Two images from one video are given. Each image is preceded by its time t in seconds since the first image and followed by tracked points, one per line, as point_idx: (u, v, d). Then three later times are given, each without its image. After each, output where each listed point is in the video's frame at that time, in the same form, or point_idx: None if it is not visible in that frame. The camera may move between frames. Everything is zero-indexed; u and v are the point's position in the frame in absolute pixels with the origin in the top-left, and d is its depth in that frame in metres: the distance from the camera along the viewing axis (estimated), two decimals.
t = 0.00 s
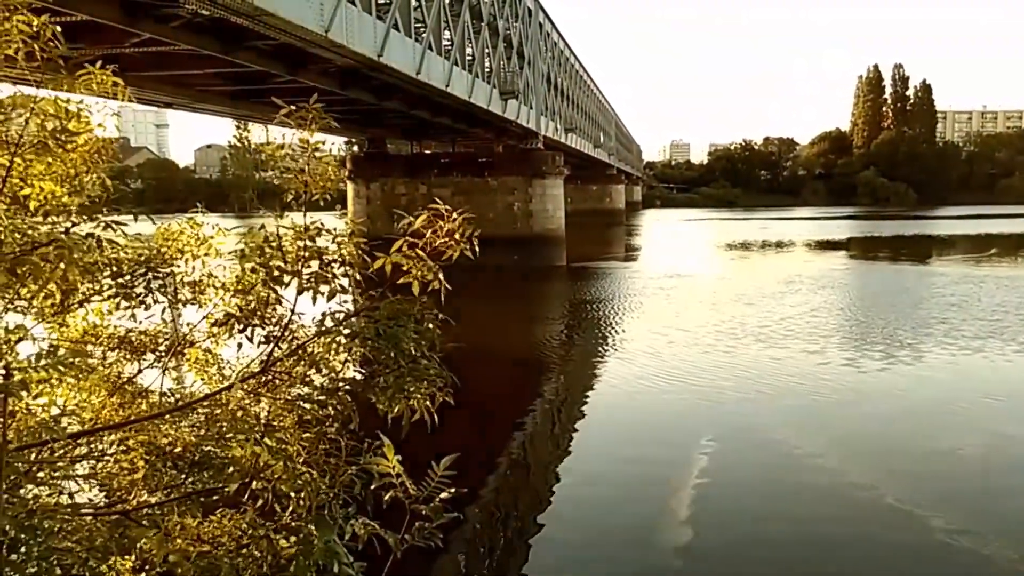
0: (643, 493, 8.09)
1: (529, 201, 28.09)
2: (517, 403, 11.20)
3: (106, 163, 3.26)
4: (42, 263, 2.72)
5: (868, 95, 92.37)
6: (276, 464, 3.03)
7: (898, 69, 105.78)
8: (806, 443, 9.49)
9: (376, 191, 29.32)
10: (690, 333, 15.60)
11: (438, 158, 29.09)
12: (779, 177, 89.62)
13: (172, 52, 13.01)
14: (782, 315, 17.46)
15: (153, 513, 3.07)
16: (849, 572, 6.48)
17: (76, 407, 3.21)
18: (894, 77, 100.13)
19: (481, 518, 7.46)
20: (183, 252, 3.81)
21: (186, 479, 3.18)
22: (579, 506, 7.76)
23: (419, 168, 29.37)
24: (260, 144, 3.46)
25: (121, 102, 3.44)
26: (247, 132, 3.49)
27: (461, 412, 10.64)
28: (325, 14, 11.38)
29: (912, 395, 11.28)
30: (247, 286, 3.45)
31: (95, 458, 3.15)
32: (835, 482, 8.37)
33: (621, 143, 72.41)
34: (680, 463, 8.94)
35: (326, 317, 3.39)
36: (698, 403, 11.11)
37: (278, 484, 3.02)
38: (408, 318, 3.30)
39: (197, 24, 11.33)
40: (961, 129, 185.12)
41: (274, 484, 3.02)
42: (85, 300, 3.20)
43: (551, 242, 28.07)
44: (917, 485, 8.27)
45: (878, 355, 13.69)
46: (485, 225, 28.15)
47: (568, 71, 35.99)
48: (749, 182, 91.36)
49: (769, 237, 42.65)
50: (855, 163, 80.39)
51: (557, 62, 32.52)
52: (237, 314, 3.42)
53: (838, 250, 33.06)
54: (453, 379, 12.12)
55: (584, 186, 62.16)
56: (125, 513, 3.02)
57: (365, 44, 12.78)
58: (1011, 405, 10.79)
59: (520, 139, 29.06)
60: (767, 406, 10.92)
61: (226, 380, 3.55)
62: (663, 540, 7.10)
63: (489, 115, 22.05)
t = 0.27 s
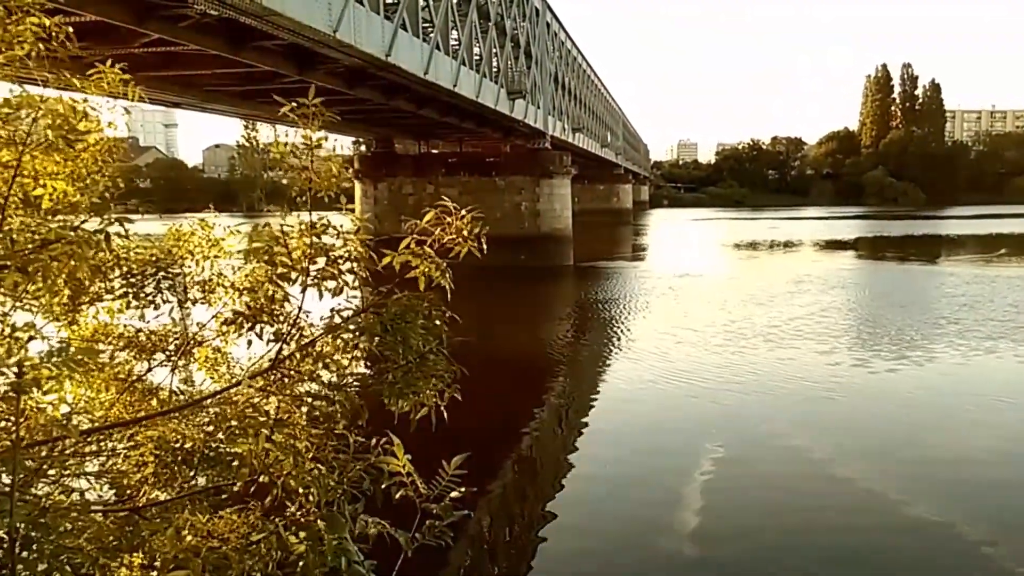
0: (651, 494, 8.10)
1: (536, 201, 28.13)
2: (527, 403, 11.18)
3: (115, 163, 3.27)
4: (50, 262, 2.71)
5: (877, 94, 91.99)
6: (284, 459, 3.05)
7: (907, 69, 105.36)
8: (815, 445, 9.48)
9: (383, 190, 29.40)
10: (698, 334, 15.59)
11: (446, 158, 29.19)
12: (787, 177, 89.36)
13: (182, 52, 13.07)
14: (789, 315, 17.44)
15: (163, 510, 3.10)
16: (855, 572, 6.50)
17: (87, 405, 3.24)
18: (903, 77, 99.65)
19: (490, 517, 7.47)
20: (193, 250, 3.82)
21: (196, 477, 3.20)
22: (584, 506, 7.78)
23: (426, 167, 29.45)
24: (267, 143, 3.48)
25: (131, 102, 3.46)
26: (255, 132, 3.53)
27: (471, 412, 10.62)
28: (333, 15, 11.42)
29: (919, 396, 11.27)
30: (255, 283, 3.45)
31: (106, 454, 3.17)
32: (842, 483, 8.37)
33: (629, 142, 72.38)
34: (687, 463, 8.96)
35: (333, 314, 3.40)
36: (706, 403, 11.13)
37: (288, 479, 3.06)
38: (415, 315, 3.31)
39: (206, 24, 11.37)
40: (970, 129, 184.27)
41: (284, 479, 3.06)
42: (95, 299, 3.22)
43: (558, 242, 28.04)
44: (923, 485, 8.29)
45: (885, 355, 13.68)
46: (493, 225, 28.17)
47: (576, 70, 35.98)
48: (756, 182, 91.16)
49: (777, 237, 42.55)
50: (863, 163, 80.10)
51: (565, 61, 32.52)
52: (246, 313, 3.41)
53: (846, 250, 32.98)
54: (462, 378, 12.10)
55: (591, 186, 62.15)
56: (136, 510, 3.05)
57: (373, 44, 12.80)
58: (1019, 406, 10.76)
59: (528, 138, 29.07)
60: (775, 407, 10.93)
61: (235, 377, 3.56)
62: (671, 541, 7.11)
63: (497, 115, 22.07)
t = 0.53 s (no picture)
0: (656, 495, 8.09)
1: (541, 200, 28.13)
2: (532, 403, 11.15)
3: (121, 163, 3.28)
4: (53, 257, 2.75)
5: (884, 93, 91.66)
6: (290, 458, 3.05)
7: (914, 68, 104.99)
8: (820, 445, 9.46)
9: (389, 190, 29.43)
10: (703, 334, 15.57)
11: (451, 157, 29.22)
12: (793, 176, 89.15)
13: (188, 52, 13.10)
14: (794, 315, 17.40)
15: (170, 509, 3.10)
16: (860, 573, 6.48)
17: (94, 404, 3.25)
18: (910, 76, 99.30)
19: (496, 517, 7.46)
20: (199, 249, 3.83)
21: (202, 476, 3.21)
22: (589, 506, 7.78)
23: (432, 167, 29.49)
24: (271, 142, 3.51)
25: (138, 102, 3.49)
26: (260, 132, 3.53)
27: (476, 413, 10.59)
28: (338, 14, 11.43)
29: (925, 397, 11.23)
30: (259, 282, 3.45)
31: (113, 453, 3.17)
32: (848, 484, 8.35)
33: (634, 141, 72.36)
34: (692, 463, 8.95)
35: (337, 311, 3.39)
36: (711, 404, 11.11)
37: (294, 476, 3.07)
38: (419, 315, 3.29)
39: (211, 23, 11.40)
40: (977, 128, 183.53)
41: (289, 478, 3.06)
42: (101, 297, 3.22)
43: (564, 241, 28.04)
44: (929, 486, 8.27)
45: (891, 355, 13.64)
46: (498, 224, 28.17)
47: (581, 69, 35.95)
48: (762, 181, 91.03)
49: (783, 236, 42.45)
50: (869, 162, 79.87)
51: (570, 60, 32.50)
52: (252, 310, 3.38)
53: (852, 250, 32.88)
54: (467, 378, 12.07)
55: (596, 185, 62.17)
56: (142, 509, 3.06)
57: (378, 44, 12.81)
58: None
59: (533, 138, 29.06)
60: (780, 407, 10.91)
61: (242, 377, 3.56)
62: (675, 542, 7.10)
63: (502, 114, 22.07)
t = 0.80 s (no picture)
0: (661, 495, 8.08)
1: (547, 200, 28.13)
2: (536, 403, 11.13)
3: (127, 162, 3.29)
4: (60, 257, 2.78)
5: (891, 92, 91.32)
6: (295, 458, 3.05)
7: (921, 67, 104.60)
8: (826, 446, 9.44)
9: (394, 190, 29.47)
10: (709, 334, 15.55)
11: (457, 157, 29.25)
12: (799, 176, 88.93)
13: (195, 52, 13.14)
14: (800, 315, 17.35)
15: (175, 509, 3.11)
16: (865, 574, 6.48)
17: (100, 403, 3.26)
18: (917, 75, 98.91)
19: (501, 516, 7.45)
20: (206, 249, 3.83)
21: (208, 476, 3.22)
22: (594, 506, 7.78)
23: (437, 167, 29.52)
24: (277, 143, 3.52)
25: (144, 102, 3.49)
26: (266, 132, 3.53)
27: (481, 412, 10.58)
28: (344, 14, 11.45)
29: (932, 398, 11.20)
30: (264, 283, 3.45)
31: (118, 453, 3.18)
32: (853, 485, 8.34)
33: (639, 141, 72.29)
34: (697, 464, 8.94)
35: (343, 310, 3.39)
36: (716, 404, 11.10)
37: (298, 477, 3.09)
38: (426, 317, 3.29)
39: (218, 23, 11.44)
40: (985, 128, 182.78)
41: (293, 479, 3.07)
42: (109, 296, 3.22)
43: (569, 241, 28.01)
44: (935, 487, 8.25)
45: (898, 356, 13.59)
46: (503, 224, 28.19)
47: (587, 69, 35.94)
48: (768, 181, 90.81)
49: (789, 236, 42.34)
50: (876, 162, 79.61)
51: (576, 60, 32.47)
52: (258, 310, 3.37)
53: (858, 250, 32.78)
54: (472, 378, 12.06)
55: (602, 185, 62.13)
56: (148, 508, 3.07)
57: (384, 44, 12.82)
58: None
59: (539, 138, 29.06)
60: (785, 407, 10.89)
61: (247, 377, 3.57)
62: (680, 543, 7.10)
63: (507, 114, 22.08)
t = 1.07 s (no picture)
0: (665, 497, 8.08)
1: (550, 200, 28.13)
2: (540, 404, 11.14)
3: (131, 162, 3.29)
4: (67, 258, 2.80)
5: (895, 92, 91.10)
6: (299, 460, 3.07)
7: (926, 67, 104.33)
8: (830, 447, 9.44)
9: (398, 189, 29.50)
10: (713, 334, 15.54)
11: (461, 156, 29.27)
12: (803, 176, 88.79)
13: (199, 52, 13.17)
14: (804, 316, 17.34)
15: (179, 510, 3.12)
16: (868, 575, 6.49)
17: (105, 402, 3.27)
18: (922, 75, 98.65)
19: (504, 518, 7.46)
20: (210, 249, 3.83)
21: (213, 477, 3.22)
22: (597, 507, 7.78)
23: (441, 167, 29.55)
24: (283, 143, 3.53)
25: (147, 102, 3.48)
26: (272, 133, 3.54)
27: (484, 413, 10.59)
28: (348, 14, 11.46)
29: (935, 399, 11.20)
30: (268, 283, 3.45)
31: (123, 453, 3.18)
32: (857, 486, 8.34)
33: (643, 140, 72.27)
34: (701, 465, 8.95)
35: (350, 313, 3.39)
36: (720, 404, 11.10)
37: (299, 485, 3.09)
38: (432, 321, 3.29)
39: (222, 24, 11.46)
40: (990, 127, 182.33)
41: (297, 481, 3.08)
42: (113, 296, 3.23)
43: (573, 241, 28.01)
44: (939, 488, 8.25)
45: (902, 357, 13.57)
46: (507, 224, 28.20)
47: (590, 69, 35.92)
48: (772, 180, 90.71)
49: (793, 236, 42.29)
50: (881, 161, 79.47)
51: (580, 60, 32.47)
52: (263, 311, 3.36)
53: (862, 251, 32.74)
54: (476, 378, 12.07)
55: (606, 185, 62.09)
56: (152, 509, 3.07)
57: (388, 44, 12.83)
58: None
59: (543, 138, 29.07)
60: (789, 408, 10.89)
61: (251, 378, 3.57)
62: (683, 543, 7.11)
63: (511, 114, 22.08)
